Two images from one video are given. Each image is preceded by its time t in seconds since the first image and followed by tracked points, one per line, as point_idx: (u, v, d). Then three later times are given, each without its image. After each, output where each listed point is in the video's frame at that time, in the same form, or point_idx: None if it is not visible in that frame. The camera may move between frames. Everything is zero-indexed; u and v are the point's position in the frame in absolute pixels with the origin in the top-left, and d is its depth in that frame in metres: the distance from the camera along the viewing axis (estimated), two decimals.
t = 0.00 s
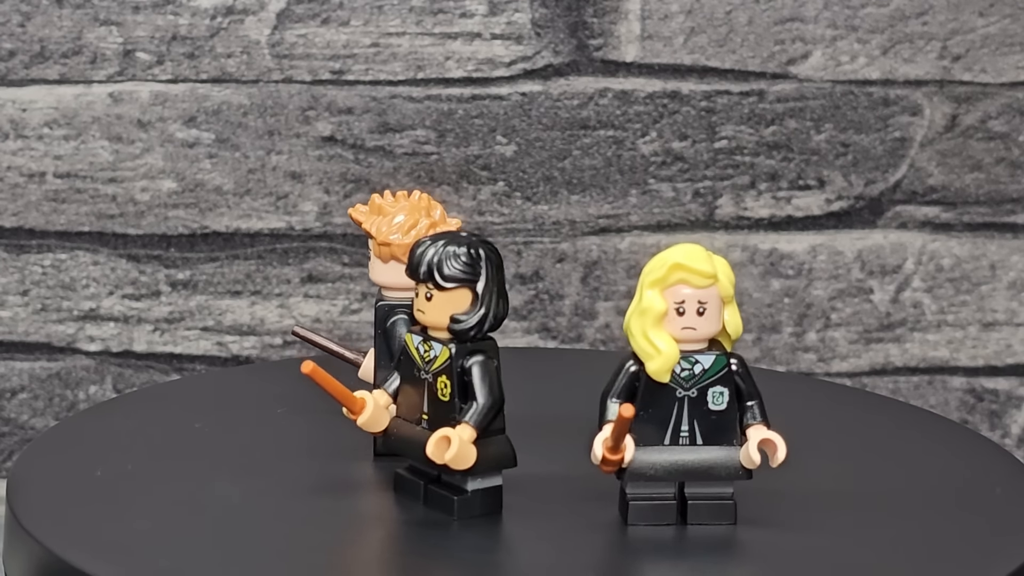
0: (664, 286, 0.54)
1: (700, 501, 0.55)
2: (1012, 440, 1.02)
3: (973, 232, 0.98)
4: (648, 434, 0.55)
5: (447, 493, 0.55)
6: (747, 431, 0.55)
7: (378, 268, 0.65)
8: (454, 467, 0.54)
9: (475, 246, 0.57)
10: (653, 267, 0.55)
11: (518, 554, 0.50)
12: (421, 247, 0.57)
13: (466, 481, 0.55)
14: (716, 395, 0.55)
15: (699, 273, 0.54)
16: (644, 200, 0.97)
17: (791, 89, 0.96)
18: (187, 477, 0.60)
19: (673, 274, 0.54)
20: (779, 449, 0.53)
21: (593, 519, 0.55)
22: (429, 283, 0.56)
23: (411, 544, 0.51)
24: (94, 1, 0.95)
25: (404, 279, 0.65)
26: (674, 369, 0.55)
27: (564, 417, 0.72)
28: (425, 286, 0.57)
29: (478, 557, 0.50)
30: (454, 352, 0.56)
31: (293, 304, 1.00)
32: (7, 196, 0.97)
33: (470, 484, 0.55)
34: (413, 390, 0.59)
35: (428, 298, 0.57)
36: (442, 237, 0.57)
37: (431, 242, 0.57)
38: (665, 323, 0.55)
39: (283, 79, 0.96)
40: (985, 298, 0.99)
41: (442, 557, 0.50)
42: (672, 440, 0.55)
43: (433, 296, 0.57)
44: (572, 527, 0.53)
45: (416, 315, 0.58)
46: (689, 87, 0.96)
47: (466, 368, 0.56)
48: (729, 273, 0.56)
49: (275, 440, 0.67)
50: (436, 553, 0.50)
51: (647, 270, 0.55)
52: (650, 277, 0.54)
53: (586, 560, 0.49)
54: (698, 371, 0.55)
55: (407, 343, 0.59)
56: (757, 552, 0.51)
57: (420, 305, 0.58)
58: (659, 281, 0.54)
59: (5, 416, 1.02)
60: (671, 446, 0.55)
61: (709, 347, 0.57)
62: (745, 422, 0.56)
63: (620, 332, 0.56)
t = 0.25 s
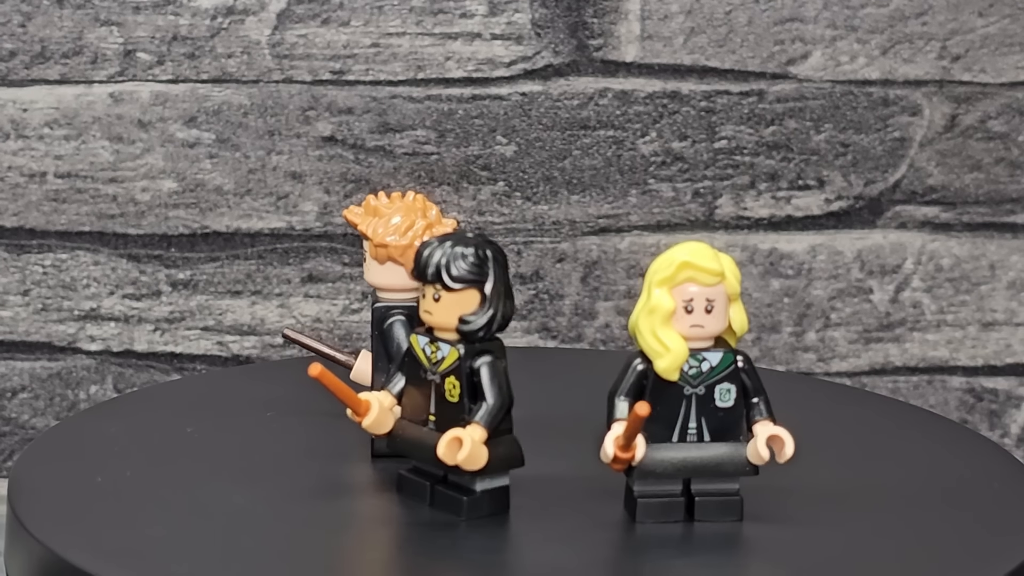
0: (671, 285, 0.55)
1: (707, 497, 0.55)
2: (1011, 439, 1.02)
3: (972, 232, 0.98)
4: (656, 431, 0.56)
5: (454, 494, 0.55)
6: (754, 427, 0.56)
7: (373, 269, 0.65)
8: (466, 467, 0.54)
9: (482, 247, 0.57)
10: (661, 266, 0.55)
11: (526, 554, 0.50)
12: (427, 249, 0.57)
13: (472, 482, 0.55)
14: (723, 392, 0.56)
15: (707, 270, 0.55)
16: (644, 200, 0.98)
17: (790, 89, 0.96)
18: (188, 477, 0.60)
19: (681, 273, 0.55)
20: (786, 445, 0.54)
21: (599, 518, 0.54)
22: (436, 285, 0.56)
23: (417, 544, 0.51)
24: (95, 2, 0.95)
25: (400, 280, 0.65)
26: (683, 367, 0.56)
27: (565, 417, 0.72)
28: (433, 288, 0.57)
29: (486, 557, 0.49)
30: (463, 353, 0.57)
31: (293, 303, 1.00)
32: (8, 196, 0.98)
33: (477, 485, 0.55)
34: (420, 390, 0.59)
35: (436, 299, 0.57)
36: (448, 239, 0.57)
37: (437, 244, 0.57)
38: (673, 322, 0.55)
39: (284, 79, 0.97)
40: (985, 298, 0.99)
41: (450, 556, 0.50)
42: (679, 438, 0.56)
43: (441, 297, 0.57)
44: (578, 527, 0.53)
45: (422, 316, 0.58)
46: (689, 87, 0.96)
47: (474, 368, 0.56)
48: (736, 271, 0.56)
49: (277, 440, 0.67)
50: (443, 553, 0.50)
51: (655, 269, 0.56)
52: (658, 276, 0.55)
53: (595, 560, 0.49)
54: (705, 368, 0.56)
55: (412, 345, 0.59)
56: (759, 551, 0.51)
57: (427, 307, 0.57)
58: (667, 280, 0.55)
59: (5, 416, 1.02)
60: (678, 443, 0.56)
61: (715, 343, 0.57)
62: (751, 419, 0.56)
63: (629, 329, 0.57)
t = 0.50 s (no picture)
0: (681, 283, 0.55)
1: (715, 494, 0.55)
2: (1010, 439, 1.02)
3: (972, 232, 0.98)
4: (665, 429, 0.56)
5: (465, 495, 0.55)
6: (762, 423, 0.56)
7: (368, 271, 0.65)
8: (477, 468, 0.54)
9: (490, 249, 0.57)
10: (670, 265, 0.56)
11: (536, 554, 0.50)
12: (436, 249, 0.57)
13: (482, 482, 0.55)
14: (731, 390, 0.56)
15: (717, 268, 0.55)
16: (644, 200, 0.98)
17: (790, 89, 0.96)
18: (189, 477, 0.60)
19: (691, 271, 0.55)
20: (795, 441, 0.55)
21: (606, 518, 0.54)
22: (446, 285, 0.56)
23: (427, 543, 0.51)
24: (95, 2, 0.95)
25: (398, 281, 0.65)
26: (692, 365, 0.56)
27: (567, 416, 0.72)
28: (442, 289, 0.57)
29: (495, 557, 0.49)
30: (473, 354, 0.57)
31: (293, 303, 1.00)
32: (9, 196, 0.98)
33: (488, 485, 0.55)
34: (427, 392, 0.59)
35: (445, 300, 0.57)
36: (456, 239, 0.57)
37: (446, 246, 0.57)
38: (681, 320, 0.56)
39: (284, 79, 0.97)
40: (984, 298, 0.99)
41: (459, 556, 0.50)
42: (688, 434, 0.56)
43: (451, 299, 0.57)
44: (587, 526, 0.53)
45: (430, 318, 0.58)
46: (688, 87, 0.96)
47: (484, 369, 0.56)
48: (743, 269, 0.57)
49: (278, 439, 0.67)
50: (453, 553, 0.50)
51: (663, 268, 0.56)
52: (668, 274, 0.55)
53: (605, 559, 0.49)
54: (713, 365, 0.56)
55: (419, 346, 0.59)
56: (764, 550, 0.51)
57: (435, 308, 0.57)
58: (677, 277, 0.55)
59: (6, 415, 1.03)
60: (687, 440, 0.56)
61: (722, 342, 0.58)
62: (758, 414, 0.57)
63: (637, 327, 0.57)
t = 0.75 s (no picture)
0: (688, 282, 0.56)
1: (721, 490, 0.55)
2: (1010, 439, 1.02)
3: (972, 232, 0.98)
4: (672, 428, 0.56)
5: (474, 496, 0.55)
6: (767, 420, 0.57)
7: (365, 274, 0.65)
8: (489, 468, 0.53)
9: (495, 250, 0.56)
10: (677, 264, 0.56)
11: (543, 555, 0.50)
12: (442, 252, 0.57)
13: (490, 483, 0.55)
14: (738, 388, 0.57)
15: (723, 267, 0.55)
16: (644, 200, 0.98)
17: (790, 89, 0.96)
18: (188, 477, 0.60)
19: (698, 270, 0.55)
20: (801, 437, 0.55)
21: (611, 518, 0.54)
22: (454, 287, 0.56)
23: (432, 544, 0.51)
24: (96, 2, 0.95)
25: (395, 283, 0.65)
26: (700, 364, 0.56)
27: (569, 417, 0.72)
28: (449, 290, 0.56)
29: (500, 558, 0.49)
30: (482, 355, 0.57)
31: (293, 303, 1.00)
32: (9, 196, 0.98)
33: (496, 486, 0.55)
34: (433, 394, 0.58)
35: (453, 302, 0.56)
36: (461, 241, 0.57)
37: (452, 248, 0.56)
38: (689, 319, 0.56)
39: (284, 79, 0.97)
40: (984, 297, 0.99)
41: (465, 557, 0.49)
42: (695, 433, 0.56)
43: (460, 301, 0.56)
44: (592, 526, 0.53)
45: (437, 319, 0.57)
46: (689, 87, 0.96)
47: (493, 369, 0.56)
48: (749, 267, 0.57)
49: (279, 440, 0.67)
50: (458, 553, 0.50)
51: (671, 267, 0.56)
52: (675, 274, 0.56)
53: (612, 559, 0.49)
54: (720, 363, 0.57)
55: (425, 349, 0.59)
56: (767, 550, 0.50)
57: (442, 309, 0.57)
58: (684, 276, 0.56)
59: (6, 415, 1.03)
60: (695, 439, 0.56)
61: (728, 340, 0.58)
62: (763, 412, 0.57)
63: (643, 326, 0.57)
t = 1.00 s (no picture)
0: (696, 280, 0.56)
1: (729, 487, 0.56)
2: (1010, 439, 1.02)
3: (972, 232, 0.98)
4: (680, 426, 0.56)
5: (485, 497, 0.55)
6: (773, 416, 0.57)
7: (362, 275, 0.64)
8: (505, 469, 0.53)
9: (505, 251, 0.56)
10: (684, 262, 0.56)
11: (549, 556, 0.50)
12: (451, 253, 0.56)
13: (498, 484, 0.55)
14: (745, 385, 0.57)
15: (731, 264, 0.56)
16: (644, 200, 0.98)
17: (790, 89, 0.96)
18: (190, 477, 0.60)
19: (706, 267, 0.55)
20: (807, 432, 0.55)
21: (616, 518, 0.54)
22: (465, 287, 0.56)
23: (438, 544, 0.51)
24: (96, 2, 0.95)
25: (394, 284, 0.64)
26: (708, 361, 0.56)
27: (569, 417, 0.72)
28: (459, 291, 0.56)
29: (506, 558, 0.49)
30: (493, 355, 0.56)
31: (293, 303, 1.00)
32: (9, 196, 0.98)
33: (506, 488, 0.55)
34: (441, 395, 0.58)
35: (463, 303, 0.56)
36: (470, 242, 0.56)
37: (462, 249, 0.56)
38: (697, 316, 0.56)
39: (284, 79, 0.97)
40: (984, 298, 0.99)
41: (470, 557, 0.50)
42: (703, 430, 0.56)
43: (469, 302, 0.56)
44: (598, 527, 0.53)
45: (444, 320, 0.57)
46: (689, 87, 0.96)
47: (502, 370, 0.56)
48: (754, 263, 0.57)
49: (279, 439, 0.67)
50: (464, 554, 0.50)
51: (677, 265, 0.56)
52: (683, 272, 0.56)
53: (618, 560, 0.49)
54: (727, 360, 0.57)
55: (431, 350, 0.58)
56: (771, 551, 0.51)
57: (451, 310, 0.56)
58: (692, 274, 0.55)
59: (6, 415, 1.03)
60: (702, 436, 0.56)
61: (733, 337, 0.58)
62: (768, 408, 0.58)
63: (650, 323, 0.57)
